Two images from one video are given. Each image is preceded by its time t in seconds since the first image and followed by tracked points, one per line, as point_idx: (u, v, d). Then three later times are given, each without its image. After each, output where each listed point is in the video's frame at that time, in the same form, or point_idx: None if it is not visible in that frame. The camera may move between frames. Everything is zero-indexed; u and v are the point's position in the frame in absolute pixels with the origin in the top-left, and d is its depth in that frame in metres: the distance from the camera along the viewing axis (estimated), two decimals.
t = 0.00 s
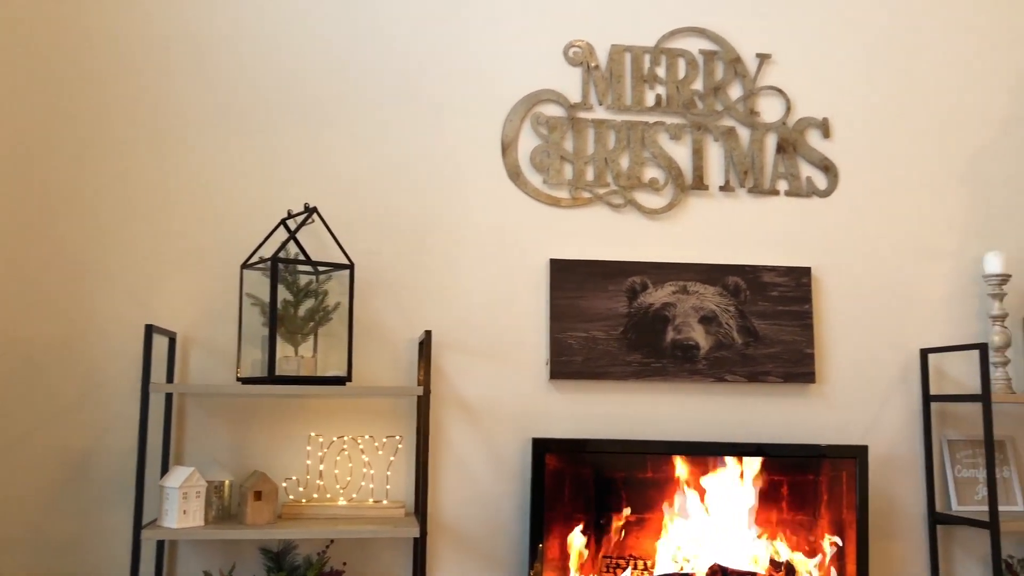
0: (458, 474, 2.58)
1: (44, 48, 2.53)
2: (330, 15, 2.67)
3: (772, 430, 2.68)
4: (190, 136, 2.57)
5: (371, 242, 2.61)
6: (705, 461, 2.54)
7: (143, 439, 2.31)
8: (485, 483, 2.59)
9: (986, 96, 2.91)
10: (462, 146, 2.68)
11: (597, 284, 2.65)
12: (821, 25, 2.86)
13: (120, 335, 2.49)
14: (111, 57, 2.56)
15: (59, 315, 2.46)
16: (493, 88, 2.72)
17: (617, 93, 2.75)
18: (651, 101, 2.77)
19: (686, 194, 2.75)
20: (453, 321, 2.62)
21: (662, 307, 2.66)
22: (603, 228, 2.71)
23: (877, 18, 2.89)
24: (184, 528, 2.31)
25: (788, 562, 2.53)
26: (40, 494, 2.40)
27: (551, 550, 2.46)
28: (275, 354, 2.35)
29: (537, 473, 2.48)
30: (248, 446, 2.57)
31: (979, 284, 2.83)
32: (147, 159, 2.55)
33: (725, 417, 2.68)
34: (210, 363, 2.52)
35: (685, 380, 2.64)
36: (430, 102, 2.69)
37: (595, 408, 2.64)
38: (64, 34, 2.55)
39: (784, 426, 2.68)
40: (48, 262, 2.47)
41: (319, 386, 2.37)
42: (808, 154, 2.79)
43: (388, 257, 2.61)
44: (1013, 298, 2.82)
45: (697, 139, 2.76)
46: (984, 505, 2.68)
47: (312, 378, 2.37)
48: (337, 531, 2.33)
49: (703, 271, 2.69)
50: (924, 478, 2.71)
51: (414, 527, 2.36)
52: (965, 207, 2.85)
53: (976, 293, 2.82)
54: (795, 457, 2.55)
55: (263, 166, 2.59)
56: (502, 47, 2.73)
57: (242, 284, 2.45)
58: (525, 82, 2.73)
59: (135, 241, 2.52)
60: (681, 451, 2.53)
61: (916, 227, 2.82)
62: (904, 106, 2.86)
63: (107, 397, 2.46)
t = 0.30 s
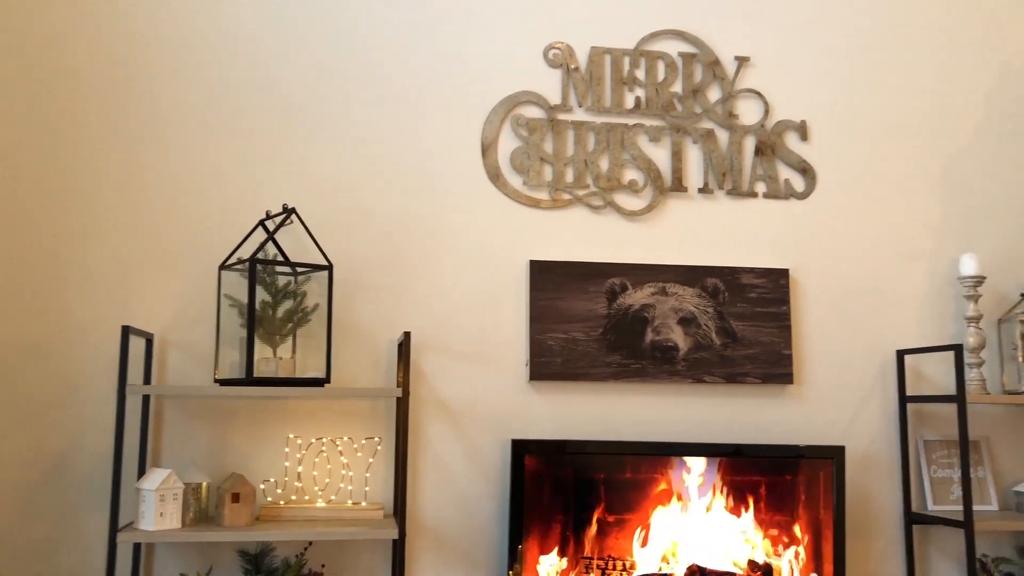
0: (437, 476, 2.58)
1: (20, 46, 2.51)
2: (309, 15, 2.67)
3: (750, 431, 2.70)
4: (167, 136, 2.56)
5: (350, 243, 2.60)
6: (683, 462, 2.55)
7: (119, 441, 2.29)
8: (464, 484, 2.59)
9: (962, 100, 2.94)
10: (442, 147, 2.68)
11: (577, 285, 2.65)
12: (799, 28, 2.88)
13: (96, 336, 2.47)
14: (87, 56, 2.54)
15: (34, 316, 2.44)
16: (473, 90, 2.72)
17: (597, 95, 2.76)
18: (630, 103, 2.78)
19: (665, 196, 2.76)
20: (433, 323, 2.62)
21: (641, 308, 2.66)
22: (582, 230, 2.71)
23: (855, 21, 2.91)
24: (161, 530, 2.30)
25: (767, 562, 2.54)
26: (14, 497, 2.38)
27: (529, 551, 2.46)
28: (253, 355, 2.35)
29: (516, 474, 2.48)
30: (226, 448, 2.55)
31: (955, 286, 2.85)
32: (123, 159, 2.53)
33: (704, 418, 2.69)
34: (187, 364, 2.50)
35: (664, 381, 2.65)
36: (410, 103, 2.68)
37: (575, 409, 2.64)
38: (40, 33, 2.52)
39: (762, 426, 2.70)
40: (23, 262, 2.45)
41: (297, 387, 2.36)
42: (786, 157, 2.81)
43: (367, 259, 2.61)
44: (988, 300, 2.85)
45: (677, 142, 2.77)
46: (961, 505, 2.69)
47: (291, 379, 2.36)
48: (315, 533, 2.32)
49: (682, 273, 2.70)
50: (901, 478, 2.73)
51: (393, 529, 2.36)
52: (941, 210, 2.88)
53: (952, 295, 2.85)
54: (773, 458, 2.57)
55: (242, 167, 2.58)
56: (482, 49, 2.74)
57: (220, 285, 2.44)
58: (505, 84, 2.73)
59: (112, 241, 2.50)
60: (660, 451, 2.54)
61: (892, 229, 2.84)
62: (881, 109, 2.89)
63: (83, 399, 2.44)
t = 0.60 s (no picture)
0: (416, 478, 2.57)
1: None
2: (290, 16, 2.66)
3: (729, 433, 2.71)
4: (146, 137, 2.54)
5: (330, 245, 2.59)
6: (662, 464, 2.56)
7: (95, 444, 2.27)
8: (443, 487, 2.58)
9: (939, 105, 2.97)
10: (422, 149, 2.68)
11: (557, 287, 2.66)
12: (779, 33, 2.90)
13: (72, 338, 2.45)
14: (65, 56, 2.52)
15: (9, 318, 2.42)
16: (454, 92, 2.72)
17: (577, 98, 2.77)
18: (611, 106, 2.79)
19: (645, 199, 2.77)
20: (413, 325, 2.61)
21: (621, 311, 2.67)
22: (562, 233, 2.72)
23: (834, 26, 2.93)
24: (137, 534, 2.28)
25: (745, 563, 2.55)
26: None
27: (509, 554, 2.46)
28: (231, 357, 2.34)
29: (496, 477, 2.48)
30: (204, 450, 2.54)
31: (931, 289, 2.88)
32: (101, 159, 2.51)
33: (683, 420, 2.70)
34: (165, 366, 2.48)
35: (644, 383, 2.65)
36: (390, 105, 2.68)
37: (555, 412, 2.65)
38: (17, 32, 2.50)
39: (741, 429, 2.71)
40: None
41: (276, 390, 2.35)
42: (764, 160, 2.82)
43: (347, 261, 2.60)
44: (964, 303, 2.88)
45: (656, 145, 2.78)
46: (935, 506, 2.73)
47: (269, 382, 2.36)
48: (293, 536, 2.31)
49: (661, 276, 2.71)
50: (877, 480, 2.76)
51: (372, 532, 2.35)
52: (918, 213, 2.90)
53: (928, 297, 2.88)
54: (751, 460, 2.58)
55: (221, 168, 2.57)
56: (463, 51, 2.74)
57: (198, 287, 2.43)
58: (486, 86, 2.74)
59: (89, 242, 2.48)
60: (639, 454, 2.55)
61: (870, 233, 2.87)
62: (860, 113, 2.91)
63: (58, 401, 2.42)
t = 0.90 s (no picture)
0: (396, 481, 2.57)
1: None
2: (270, 16, 2.65)
3: (708, 434, 2.72)
4: (124, 137, 2.53)
5: (310, 246, 2.59)
6: (642, 466, 2.56)
7: (71, 446, 2.25)
8: (423, 489, 2.58)
9: (916, 108, 3.00)
10: (403, 151, 2.67)
11: (537, 289, 2.66)
12: (758, 37, 2.92)
13: (49, 340, 2.43)
14: (43, 55, 2.50)
15: None
16: (434, 94, 2.71)
17: (558, 100, 2.77)
18: (591, 109, 2.80)
19: (625, 201, 2.78)
20: (393, 327, 2.61)
21: (601, 313, 2.68)
22: (543, 235, 2.72)
23: (813, 31, 2.95)
24: (114, 537, 2.26)
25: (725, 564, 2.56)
26: None
27: (489, 555, 2.46)
28: (209, 358, 2.32)
29: (476, 478, 2.47)
30: (182, 452, 2.52)
31: (909, 291, 2.91)
32: (79, 159, 2.49)
33: (662, 422, 2.71)
34: (142, 368, 2.47)
35: (624, 385, 2.66)
36: (371, 107, 2.67)
37: (535, 413, 2.65)
38: None
39: (720, 430, 2.72)
40: None
41: (254, 391, 2.34)
42: (744, 163, 2.84)
43: (327, 262, 2.59)
44: (941, 305, 2.91)
45: (637, 147, 2.79)
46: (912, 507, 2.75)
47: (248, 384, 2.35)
48: (272, 539, 2.30)
49: (642, 278, 2.72)
50: (855, 481, 2.77)
51: (351, 534, 2.34)
52: (895, 217, 2.93)
53: (905, 300, 2.90)
54: (730, 461, 2.59)
55: (200, 168, 2.55)
56: (444, 53, 2.74)
57: (176, 288, 2.41)
58: (467, 88, 2.74)
59: (66, 243, 2.46)
60: (619, 456, 2.55)
61: (848, 235, 2.89)
62: (838, 117, 2.93)
63: (34, 403, 2.40)
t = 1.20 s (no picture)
0: (374, 482, 2.56)
1: None
2: (248, 15, 2.63)
3: (686, 434, 2.73)
4: (100, 135, 2.50)
5: (288, 246, 2.58)
6: (621, 466, 2.57)
7: (45, 448, 2.23)
8: (402, 490, 2.58)
9: (893, 111, 3.02)
10: (382, 151, 2.67)
11: (516, 290, 2.66)
12: (737, 39, 2.93)
13: (23, 340, 2.40)
14: (17, 52, 2.48)
15: None
16: (413, 93, 2.71)
17: (537, 101, 2.77)
18: (571, 110, 2.80)
19: (604, 202, 2.79)
20: (371, 327, 2.60)
21: (580, 314, 2.68)
22: (522, 236, 2.73)
23: (791, 34, 2.98)
24: (89, 539, 2.24)
25: (701, 564, 2.57)
26: None
27: (467, 556, 2.46)
28: (186, 359, 2.31)
29: (454, 479, 2.47)
30: (159, 454, 2.51)
31: (884, 292, 2.93)
32: (54, 158, 2.47)
33: (641, 422, 2.72)
34: (118, 369, 2.45)
35: (603, 386, 2.67)
36: (350, 106, 2.67)
37: (514, 414, 2.65)
38: None
39: (698, 430, 2.74)
40: None
41: (232, 392, 2.33)
42: (722, 165, 2.85)
43: (305, 262, 2.58)
44: (916, 306, 2.93)
45: (616, 149, 2.80)
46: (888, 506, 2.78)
47: (225, 385, 2.33)
48: (250, 540, 2.29)
49: (621, 279, 2.73)
50: (832, 480, 2.80)
51: (329, 536, 2.34)
52: (871, 219, 2.95)
53: (881, 301, 2.93)
54: (708, 461, 2.61)
55: (177, 168, 2.54)
56: (423, 53, 2.73)
57: (153, 288, 2.40)
58: (446, 89, 2.73)
59: (41, 242, 2.44)
60: (598, 455, 2.56)
61: (825, 237, 2.91)
62: (815, 120, 2.95)
63: (8, 404, 2.38)
